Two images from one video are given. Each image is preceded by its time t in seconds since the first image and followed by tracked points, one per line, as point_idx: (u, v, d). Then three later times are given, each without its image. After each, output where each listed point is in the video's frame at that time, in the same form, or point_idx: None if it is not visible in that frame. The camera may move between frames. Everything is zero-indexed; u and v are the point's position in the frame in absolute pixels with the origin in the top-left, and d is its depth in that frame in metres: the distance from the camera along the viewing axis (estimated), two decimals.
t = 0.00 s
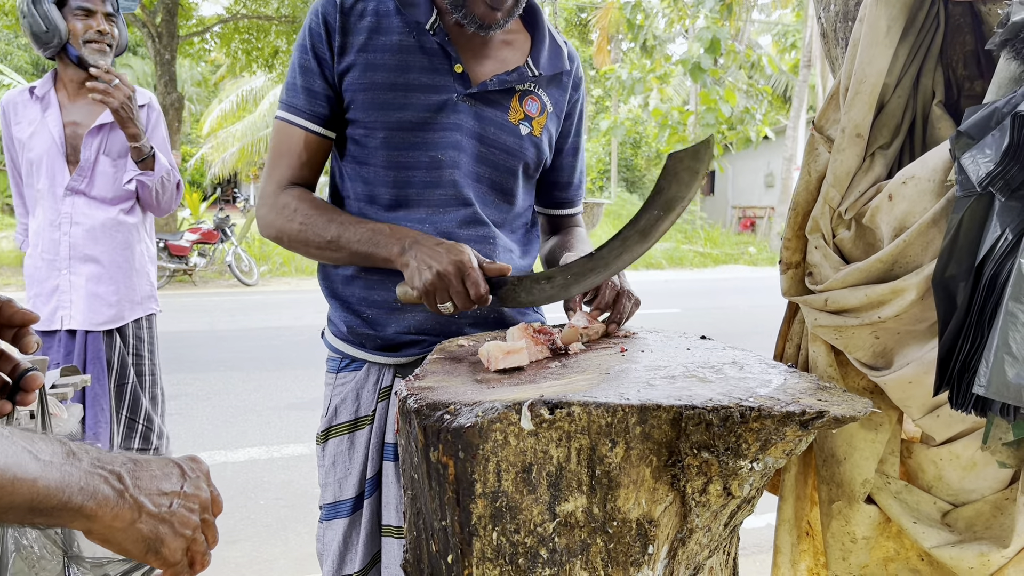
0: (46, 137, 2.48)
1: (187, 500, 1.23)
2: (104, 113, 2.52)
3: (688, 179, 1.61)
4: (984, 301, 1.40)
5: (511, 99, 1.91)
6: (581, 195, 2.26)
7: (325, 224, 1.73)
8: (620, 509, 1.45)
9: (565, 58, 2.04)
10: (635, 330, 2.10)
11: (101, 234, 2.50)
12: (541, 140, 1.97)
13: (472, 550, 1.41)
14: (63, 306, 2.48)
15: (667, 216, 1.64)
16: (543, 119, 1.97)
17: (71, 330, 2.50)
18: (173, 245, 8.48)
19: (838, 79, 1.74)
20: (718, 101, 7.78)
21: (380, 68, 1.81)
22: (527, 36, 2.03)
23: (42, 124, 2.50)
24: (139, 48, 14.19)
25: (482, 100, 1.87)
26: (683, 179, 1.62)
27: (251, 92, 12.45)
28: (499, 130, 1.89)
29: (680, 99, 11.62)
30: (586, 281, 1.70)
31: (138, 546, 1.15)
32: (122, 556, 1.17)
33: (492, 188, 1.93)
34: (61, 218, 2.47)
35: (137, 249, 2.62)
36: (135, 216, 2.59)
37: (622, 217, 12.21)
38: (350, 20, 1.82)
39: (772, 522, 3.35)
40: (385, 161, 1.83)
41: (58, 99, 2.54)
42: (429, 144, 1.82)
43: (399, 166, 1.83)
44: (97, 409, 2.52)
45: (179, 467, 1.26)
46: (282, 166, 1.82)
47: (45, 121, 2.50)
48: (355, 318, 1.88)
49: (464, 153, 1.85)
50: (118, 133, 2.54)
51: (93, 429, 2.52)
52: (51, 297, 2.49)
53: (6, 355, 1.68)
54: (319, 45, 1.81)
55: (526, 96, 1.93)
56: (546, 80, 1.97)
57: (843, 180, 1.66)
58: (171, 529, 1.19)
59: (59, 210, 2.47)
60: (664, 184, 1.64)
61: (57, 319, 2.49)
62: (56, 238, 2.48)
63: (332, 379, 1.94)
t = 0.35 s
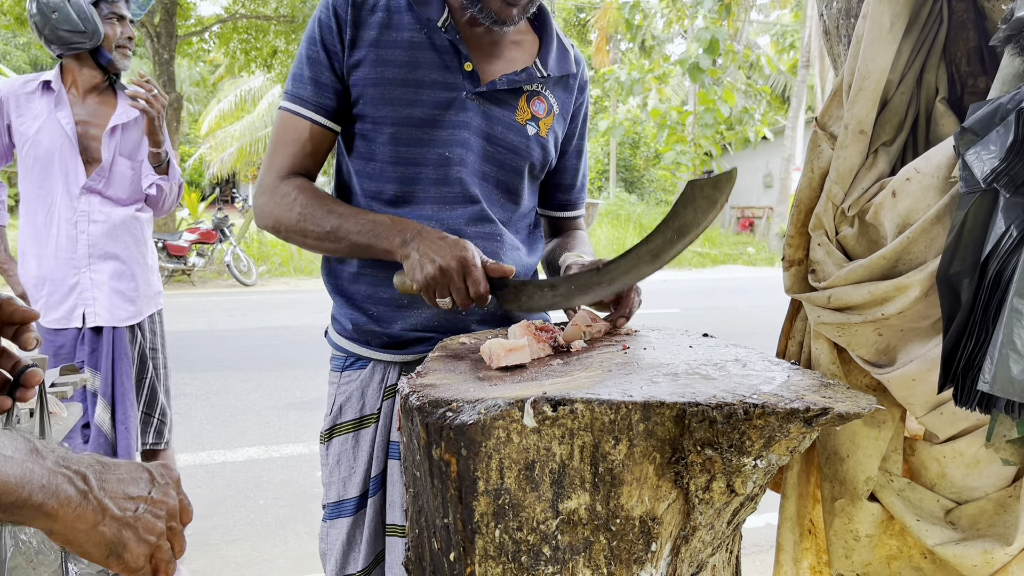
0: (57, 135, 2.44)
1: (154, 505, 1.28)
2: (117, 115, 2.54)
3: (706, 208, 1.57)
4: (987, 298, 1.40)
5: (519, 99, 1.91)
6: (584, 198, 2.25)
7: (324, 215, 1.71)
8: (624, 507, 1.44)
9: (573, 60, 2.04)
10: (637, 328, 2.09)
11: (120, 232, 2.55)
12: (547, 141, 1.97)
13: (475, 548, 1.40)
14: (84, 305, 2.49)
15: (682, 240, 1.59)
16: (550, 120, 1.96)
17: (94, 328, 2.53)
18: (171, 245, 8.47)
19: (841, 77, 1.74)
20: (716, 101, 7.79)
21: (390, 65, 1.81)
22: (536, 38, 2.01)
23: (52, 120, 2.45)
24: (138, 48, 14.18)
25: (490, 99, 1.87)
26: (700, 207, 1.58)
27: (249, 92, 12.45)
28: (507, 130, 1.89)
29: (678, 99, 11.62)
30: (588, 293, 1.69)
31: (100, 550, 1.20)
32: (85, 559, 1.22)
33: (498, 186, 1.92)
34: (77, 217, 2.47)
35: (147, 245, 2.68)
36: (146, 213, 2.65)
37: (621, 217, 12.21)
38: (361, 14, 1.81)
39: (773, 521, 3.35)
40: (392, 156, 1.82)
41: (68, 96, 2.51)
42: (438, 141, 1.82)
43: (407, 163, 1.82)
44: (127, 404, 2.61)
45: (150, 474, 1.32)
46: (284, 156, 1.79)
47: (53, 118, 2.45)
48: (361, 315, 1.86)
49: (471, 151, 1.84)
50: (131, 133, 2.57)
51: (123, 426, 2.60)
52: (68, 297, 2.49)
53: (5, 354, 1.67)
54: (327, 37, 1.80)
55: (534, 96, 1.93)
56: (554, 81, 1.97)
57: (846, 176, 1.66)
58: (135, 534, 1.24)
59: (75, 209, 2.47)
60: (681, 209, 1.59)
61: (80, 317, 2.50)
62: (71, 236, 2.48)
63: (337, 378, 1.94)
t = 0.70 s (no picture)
0: (77, 131, 2.46)
1: (141, 500, 1.32)
2: (132, 113, 2.60)
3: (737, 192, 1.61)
4: (986, 297, 1.41)
5: (525, 101, 1.91)
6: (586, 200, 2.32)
7: (356, 194, 1.62)
8: (623, 505, 1.44)
9: (580, 64, 2.03)
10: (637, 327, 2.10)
11: (140, 227, 2.60)
12: (551, 144, 1.98)
13: (475, 545, 1.40)
14: (110, 299, 2.51)
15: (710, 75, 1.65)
16: (554, 123, 1.97)
17: (119, 322, 2.56)
18: (169, 244, 8.46)
19: (840, 76, 1.75)
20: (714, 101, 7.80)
21: (397, 61, 1.81)
22: (543, 41, 1.99)
23: (70, 117, 2.47)
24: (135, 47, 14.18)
25: (496, 100, 1.87)
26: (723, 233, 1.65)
27: (247, 92, 12.44)
28: (512, 132, 1.91)
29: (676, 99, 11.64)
30: None
31: (88, 544, 1.24)
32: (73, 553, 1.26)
33: (500, 186, 1.95)
34: (99, 211, 2.50)
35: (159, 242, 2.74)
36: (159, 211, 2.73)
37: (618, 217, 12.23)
38: (374, 3, 1.82)
39: (771, 520, 3.36)
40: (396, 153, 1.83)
41: (84, 92, 2.52)
42: (442, 140, 1.85)
43: (413, 158, 1.84)
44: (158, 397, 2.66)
45: (137, 470, 1.36)
46: (305, 146, 1.72)
47: (72, 115, 2.47)
48: (363, 312, 1.86)
49: (475, 151, 1.87)
50: (146, 130, 2.64)
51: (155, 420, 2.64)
52: (91, 290, 2.49)
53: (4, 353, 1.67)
54: (342, 25, 1.79)
55: (539, 100, 1.93)
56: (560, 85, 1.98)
57: (846, 175, 1.67)
58: (123, 530, 1.28)
59: (97, 203, 2.50)
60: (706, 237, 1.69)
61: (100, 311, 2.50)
62: (92, 230, 2.50)
63: (338, 375, 1.94)
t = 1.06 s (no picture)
0: (70, 128, 2.48)
1: (136, 502, 1.33)
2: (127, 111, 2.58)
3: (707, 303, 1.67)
4: (981, 298, 1.42)
5: (527, 98, 1.91)
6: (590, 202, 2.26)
7: (339, 170, 1.65)
8: (622, 504, 1.45)
9: (583, 66, 2.04)
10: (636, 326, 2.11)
11: (129, 226, 2.56)
12: (553, 142, 1.97)
13: (474, 544, 1.41)
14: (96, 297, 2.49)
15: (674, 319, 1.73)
16: (557, 121, 1.96)
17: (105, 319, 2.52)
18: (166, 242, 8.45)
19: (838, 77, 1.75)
20: (712, 100, 7.82)
21: (403, 58, 1.82)
22: (545, 42, 2.01)
23: (65, 115, 2.49)
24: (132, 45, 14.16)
25: (500, 95, 1.88)
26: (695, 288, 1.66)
27: (244, 90, 12.42)
28: (515, 127, 1.90)
29: (674, 98, 11.66)
30: None
31: (84, 545, 1.25)
32: (68, 553, 1.27)
33: (501, 183, 1.95)
34: (87, 210, 2.49)
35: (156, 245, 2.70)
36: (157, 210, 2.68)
37: (616, 216, 12.23)
38: None
39: (767, 520, 3.38)
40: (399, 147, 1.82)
41: (81, 92, 2.57)
42: (448, 132, 1.83)
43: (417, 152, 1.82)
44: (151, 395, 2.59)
45: (133, 471, 1.37)
46: (293, 119, 1.72)
47: (66, 113, 2.49)
48: (364, 308, 1.87)
49: (478, 145, 1.86)
50: (142, 128, 2.59)
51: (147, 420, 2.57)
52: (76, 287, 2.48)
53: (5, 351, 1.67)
54: (353, 10, 1.81)
55: (542, 97, 1.93)
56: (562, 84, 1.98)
57: (843, 176, 1.67)
58: (119, 532, 1.30)
59: (86, 200, 2.49)
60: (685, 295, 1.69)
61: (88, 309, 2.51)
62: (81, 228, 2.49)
63: (341, 373, 1.95)
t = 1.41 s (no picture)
0: (53, 129, 2.51)
1: (129, 505, 1.32)
2: (117, 114, 2.61)
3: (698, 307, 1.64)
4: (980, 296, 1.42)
5: (526, 93, 1.91)
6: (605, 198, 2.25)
7: (326, 150, 1.63)
8: (622, 501, 1.45)
9: (589, 62, 2.02)
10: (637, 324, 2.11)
11: (111, 229, 2.60)
12: (552, 138, 1.96)
13: (474, 541, 1.41)
14: (75, 298, 2.53)
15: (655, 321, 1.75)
16: (557, 117, 1.96)
17: (82, 321, 2.56)
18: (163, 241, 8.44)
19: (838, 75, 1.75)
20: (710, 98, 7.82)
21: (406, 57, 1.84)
22: (549, 38, 2.00)
23: (49, 114, 2.52)
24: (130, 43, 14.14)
25: (496, 91, 1.88)
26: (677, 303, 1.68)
27: (242, 88, 12.40)
28: (510, 122, 1.90)
29: (672, 96, 11.67)
30: None
31: (74, 546, 1.25)
32: (57, 555, 1.26)
33: (498, 178, 1.96)
34: (69, 213, 2.53)
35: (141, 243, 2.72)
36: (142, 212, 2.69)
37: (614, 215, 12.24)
38: None
39: (765, 519, 3.38)
40: (400, 142, 1.83)
41: (64, 91, 2.59)
42: (443, 124, 1.84)
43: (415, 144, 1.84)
44: (112, 402, 2.61)
45: (127, 474, 1.36)
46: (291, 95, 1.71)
47: (49, 112, 2.52)
48: (358, 299, 1.89)
49: (470, 138, 1.88)
50: (131, 132, 2.63)
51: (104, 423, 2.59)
52: (58, 289, 2.53)
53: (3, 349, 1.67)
54: None
55: (542, 93, 1.93)
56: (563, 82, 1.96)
57: (843, 173, 1.67)
58: (108, 535, 1.28)
59: (69, 203, 2.53)
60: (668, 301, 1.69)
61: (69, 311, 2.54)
62: (63, 232, 2.53)
63: (339, 367, 1.95)
